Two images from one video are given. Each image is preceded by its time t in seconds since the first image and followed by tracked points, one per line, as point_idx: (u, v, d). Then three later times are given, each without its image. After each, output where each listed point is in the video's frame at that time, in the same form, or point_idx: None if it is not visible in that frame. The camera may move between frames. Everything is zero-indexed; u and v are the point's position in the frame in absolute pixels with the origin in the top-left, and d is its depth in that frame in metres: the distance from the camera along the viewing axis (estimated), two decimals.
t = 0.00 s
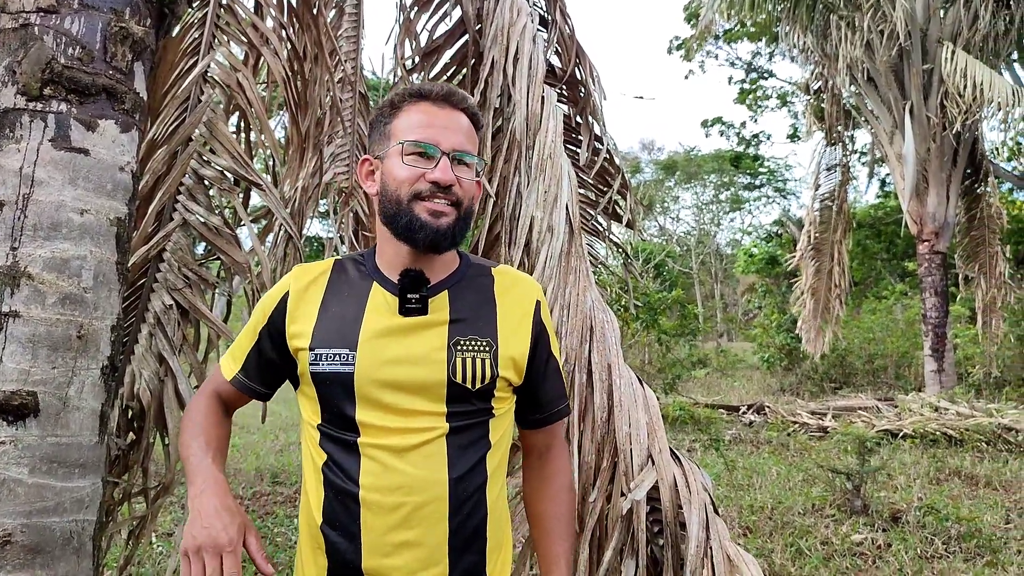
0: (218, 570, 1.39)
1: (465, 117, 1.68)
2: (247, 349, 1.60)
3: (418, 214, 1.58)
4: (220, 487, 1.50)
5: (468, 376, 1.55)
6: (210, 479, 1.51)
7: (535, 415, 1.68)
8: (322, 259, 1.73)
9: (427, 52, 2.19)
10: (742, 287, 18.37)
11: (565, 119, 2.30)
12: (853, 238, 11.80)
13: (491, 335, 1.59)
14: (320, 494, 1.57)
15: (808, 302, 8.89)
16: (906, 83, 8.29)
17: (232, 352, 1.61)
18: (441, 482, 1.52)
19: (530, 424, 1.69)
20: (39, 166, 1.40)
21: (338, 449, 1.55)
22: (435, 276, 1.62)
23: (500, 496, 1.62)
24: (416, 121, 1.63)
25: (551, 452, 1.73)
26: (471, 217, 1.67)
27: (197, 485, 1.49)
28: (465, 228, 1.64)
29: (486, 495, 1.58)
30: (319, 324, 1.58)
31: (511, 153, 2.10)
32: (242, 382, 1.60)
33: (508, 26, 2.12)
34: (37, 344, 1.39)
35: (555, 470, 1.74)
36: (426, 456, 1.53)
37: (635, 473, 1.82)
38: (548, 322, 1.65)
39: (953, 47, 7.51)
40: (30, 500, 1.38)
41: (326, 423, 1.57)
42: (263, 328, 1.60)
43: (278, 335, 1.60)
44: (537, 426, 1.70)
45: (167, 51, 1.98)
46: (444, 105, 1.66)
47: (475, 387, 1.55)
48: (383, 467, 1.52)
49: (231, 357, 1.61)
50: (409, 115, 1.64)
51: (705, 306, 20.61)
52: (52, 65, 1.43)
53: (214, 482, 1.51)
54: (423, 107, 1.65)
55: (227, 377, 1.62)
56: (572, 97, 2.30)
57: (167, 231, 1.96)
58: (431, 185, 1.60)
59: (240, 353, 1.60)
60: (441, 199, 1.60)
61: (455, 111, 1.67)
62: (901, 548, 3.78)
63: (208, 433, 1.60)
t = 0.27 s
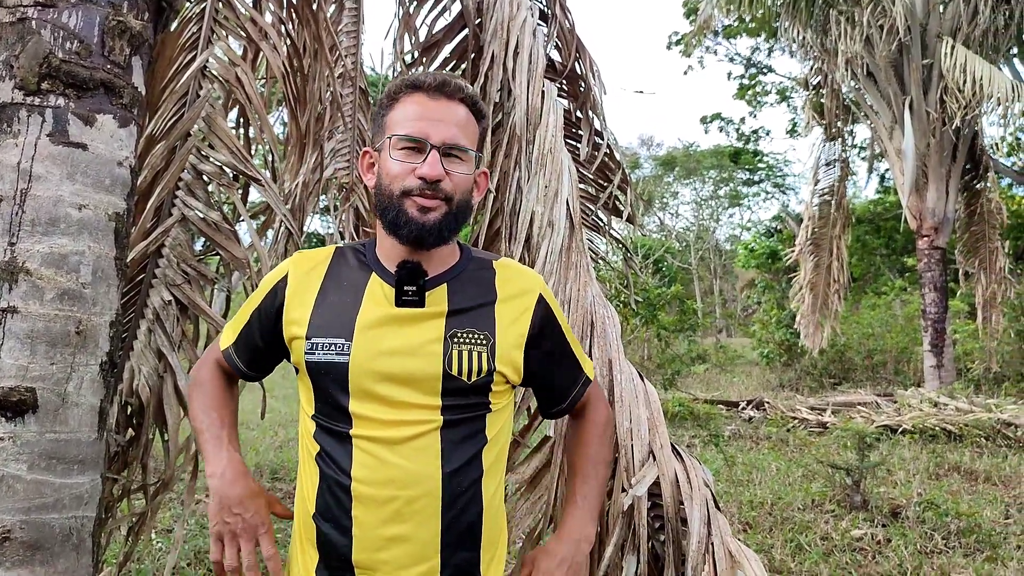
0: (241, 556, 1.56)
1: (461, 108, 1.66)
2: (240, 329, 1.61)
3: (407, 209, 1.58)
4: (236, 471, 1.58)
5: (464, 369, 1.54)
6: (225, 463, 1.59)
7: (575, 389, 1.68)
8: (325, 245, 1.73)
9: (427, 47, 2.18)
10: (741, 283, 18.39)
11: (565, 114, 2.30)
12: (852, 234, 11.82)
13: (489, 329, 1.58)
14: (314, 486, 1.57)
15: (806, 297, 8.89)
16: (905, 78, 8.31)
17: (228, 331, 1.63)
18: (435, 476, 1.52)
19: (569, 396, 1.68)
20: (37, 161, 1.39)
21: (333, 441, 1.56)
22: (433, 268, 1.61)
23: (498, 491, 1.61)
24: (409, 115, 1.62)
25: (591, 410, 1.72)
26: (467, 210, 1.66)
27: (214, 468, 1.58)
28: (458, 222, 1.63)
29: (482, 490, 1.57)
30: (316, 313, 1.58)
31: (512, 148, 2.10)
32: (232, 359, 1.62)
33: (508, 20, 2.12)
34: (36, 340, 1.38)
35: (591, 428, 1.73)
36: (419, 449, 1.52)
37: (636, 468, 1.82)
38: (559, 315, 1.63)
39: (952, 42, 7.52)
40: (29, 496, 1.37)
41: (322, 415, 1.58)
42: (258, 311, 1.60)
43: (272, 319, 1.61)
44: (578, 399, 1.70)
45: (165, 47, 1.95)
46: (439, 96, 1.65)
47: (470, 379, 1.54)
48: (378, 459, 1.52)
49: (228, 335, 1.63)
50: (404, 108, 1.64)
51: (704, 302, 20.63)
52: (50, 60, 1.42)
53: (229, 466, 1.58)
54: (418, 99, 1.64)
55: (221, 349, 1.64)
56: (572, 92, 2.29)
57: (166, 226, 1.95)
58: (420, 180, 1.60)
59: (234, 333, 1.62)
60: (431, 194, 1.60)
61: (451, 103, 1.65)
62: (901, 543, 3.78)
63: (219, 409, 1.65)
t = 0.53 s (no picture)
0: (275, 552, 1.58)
1: (461, 102, 1.65)
2: (251, 330, 1.63)
3: (404, 206, 1.59)
4: (257, 481, 1.63)
5: (465, 366, 1.54)
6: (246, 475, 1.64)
7: (590, 386, 1.67)
8: (335, 241, 1.74)
9: (430, 43, 2.18)
10: (742, 279, 18.39)
11: (569, 110, 2.31)
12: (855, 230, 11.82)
13: (491, 326, 1.57)
14: (316, 480, 1.58)
15: (808, 293, 8.89)
16: (908, 74, 8.31)
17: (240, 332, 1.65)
18: (435, 471, 1.52)
19: (584, 393, 1.68)
20: (40, 158, 1.39)
21: (334, 435, 1.57)
22: (437, 265, 1.61)
23: (501, 487, 1.60)
24: (409, 110, 1.63)
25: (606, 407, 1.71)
26: (469, 205, 1.65)
27: (237, 483, 1.63)
28: (458, 217, 1.61)
29: (482, 486, 1.56)
30: (319, 309, 1.58)
31: (515, 144, 2.10)
32: (246, 362, 1.66)
33: (511, 17, 2.13)
34: (40, 337, 1.38)
35: (604, 420, 1.72)
36: (418, 444, 1.52)
37: (640, 465, 1.82)
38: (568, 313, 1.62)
39: (955, 38, 7.50)
40: (34, 493, 1.37)
41: (323, 409, 1.58)
42: (268, 311, 1.62)
43: (281, 319, 1.62)
44: (594, 398, 1.70)
45: (169, 43, 1.94)
46: (440, 91, 1.64)
47: (471, 376, 1.54)
48: (378, 452, 1.52)
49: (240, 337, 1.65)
50: (406, 103, 1.64)
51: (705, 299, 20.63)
52: (53, 57, 1.41)
53: (249, 477, 1.63)
54: (419, 94, 1.64)
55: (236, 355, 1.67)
56: (575, 88, 2.30)
57: (169, 223, 1.95)
58: (416, 177, 1.61)
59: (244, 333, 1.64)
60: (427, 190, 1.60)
61: (451, 97, 1.64)
62: (904, 539, 3.79)
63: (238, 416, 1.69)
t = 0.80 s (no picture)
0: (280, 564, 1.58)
1: (461, 98, 1.64)
2: (254, 328, 1.63)
3: (404, 205, 1.60)
4: (257, 507, 1.65)
5: (467, 367, 1.53)
6: (245, 503, 1.65)
7: (605, 395, 1.65)
8: (343, 238, 1.74)
9: (433, 40, 2.18)
10: (746, 276, 18.36)
11: (572, 108, 2.31)
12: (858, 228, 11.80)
13: (494, 328, 1.56)
14: (320, 477, 1.58)
15: (812, 290, 8.87)
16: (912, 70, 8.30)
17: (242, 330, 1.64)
18: (438, 469, 1.51)
19: (596, 403, 1.65)
20: (43, 156, 1.39)
21: (337, 433, 1.57)
22: (441, 264, 1.61)
23: (505, 488, 1.60)
24: (410, 108, 1.63)
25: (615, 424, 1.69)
26: (471, 201, 1.65)
27: (237, 511, 1.65)
28: (460, 215, 1.61)
29: (485, 485, 1.55)
30: (325, 308, 1.59)
31: (518, 142, 2.10)
32: (246, 359, 1.64)
33: (514, 13, 2.14)
34: (44, 334, 1.38)
35: (614, 439, 1.70)
36: (421, 443, 1.52)
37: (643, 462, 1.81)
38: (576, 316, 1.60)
39: (959, 34, 7.48)
40: (37, 491, 1.37)
41: (327, 407, 1.59)
42: (273, 308, 1.62)
43: (286, 317, 1.62)
44: (613, 407, 1.67)
45: (170, 41, 1.95)
46: (440, 87, 1.64)
47: (473, 378, 1.53)
48: (382, 450, 1.52)
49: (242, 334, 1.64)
50: (407, 100, 1.64)
51: (709, 297, 20.61)
52: (56, 54, 1.41)
53: (248, 505, 1.65)
54: (418, 92, 1.64)
55: (233, 352, 1.65)
56: (578, 85, 2.30)
57: (173, 221, 1.95)
58: (415, 175, 1.61)
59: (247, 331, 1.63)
60: (428, 188, 1.61)
61: (451, 94, 1.63)
62: (909, 537, 3.78)
63: (231, 442, 1.70)
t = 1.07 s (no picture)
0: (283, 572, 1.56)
1: (457, 97, 1.64)
2: (257, 330, 1.63)
3: (403, 206, 1.61)
4: (263, 518, 1.66)
5: (474, 366, 1.53)
6: (250, 514, 1.66)
7: (602, 394, 1.66)
8: (344, 240, 1.75)
9: (435, 39, 2.18)
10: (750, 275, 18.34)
11: (575, 107, 2.31)
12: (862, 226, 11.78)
13: (499, 327, 1.57)
14: (326, 477, 1.58)
15: (815, 288, 8.85)
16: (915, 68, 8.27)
17: (245, 333, 1.64)
18: (445, 470, 1.52)
19: (595, 402, 1.66)
20: (47, 156, 1.40)
21: (344, 433, 1.56)
22: (445, 264, 1.62)
23: (510, 488, 1.60)
24: (405, 109, 1.63)
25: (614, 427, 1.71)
26: (470, 199, 1.65)
27: (242, 523, 1.65)
28: (460, 213, 1.61)
29: (492, 485, 1.56)
30: (329, 308, 1.59)
31: (520, 141, 2.11)
32: (249, 362, 1.64)
33: (517, 13, 2.14)
34: (48, 334, 1.38)
35: (612, 444, 1.71)
36: (430, 442, 1.52)
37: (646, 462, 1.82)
38: (578, 315, 1.62)
39: (963, 32, 7.46)
40: (42, 489, 1.38)
41: (332, 407, 1.58)
42: (276, 311, 1.62)
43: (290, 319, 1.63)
44: (608, 409, 1.69)
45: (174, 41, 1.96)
46: (435, 87, 1.64)
47: (480, 375, 1.54)
48: (389, 451, 1.52)
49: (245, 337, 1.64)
50: (402, 102, 1.65)
51: (712, 295, 20.59)
52: (60, 55, 1.41)
53: (254, 516, 1.66)
54: (413, 93, 1.64)
55: (236, 355, 1.65)
56: (581, 85, 2.30)
57: (176, 220, 1.95)
58: (412, 175, 1.61)
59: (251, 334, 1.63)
60: (426, 188, 1.61)
61: (447, 93, 1.63)
62: (910, 536, 3.78)
63: (234, 450, 1.70)
